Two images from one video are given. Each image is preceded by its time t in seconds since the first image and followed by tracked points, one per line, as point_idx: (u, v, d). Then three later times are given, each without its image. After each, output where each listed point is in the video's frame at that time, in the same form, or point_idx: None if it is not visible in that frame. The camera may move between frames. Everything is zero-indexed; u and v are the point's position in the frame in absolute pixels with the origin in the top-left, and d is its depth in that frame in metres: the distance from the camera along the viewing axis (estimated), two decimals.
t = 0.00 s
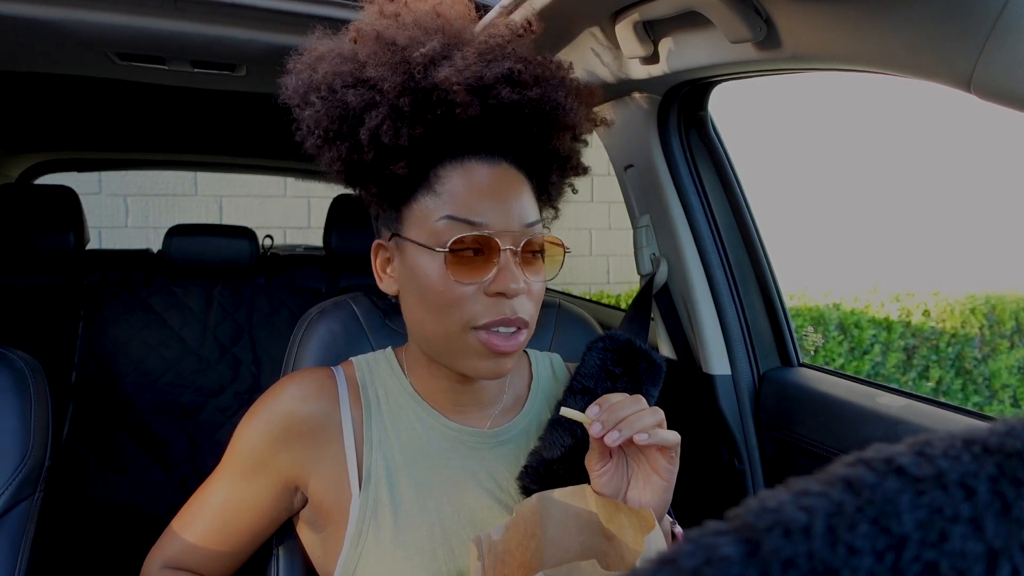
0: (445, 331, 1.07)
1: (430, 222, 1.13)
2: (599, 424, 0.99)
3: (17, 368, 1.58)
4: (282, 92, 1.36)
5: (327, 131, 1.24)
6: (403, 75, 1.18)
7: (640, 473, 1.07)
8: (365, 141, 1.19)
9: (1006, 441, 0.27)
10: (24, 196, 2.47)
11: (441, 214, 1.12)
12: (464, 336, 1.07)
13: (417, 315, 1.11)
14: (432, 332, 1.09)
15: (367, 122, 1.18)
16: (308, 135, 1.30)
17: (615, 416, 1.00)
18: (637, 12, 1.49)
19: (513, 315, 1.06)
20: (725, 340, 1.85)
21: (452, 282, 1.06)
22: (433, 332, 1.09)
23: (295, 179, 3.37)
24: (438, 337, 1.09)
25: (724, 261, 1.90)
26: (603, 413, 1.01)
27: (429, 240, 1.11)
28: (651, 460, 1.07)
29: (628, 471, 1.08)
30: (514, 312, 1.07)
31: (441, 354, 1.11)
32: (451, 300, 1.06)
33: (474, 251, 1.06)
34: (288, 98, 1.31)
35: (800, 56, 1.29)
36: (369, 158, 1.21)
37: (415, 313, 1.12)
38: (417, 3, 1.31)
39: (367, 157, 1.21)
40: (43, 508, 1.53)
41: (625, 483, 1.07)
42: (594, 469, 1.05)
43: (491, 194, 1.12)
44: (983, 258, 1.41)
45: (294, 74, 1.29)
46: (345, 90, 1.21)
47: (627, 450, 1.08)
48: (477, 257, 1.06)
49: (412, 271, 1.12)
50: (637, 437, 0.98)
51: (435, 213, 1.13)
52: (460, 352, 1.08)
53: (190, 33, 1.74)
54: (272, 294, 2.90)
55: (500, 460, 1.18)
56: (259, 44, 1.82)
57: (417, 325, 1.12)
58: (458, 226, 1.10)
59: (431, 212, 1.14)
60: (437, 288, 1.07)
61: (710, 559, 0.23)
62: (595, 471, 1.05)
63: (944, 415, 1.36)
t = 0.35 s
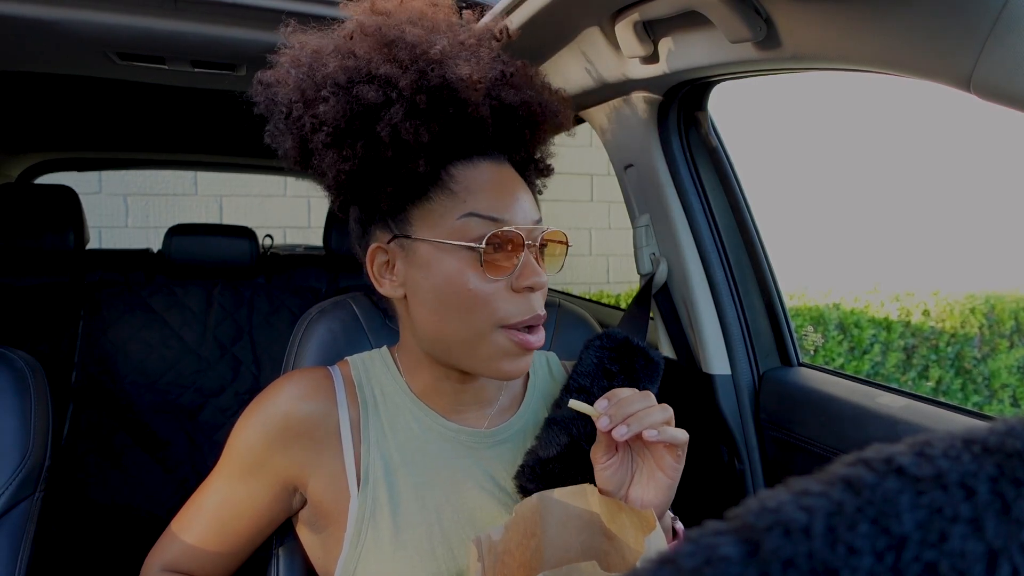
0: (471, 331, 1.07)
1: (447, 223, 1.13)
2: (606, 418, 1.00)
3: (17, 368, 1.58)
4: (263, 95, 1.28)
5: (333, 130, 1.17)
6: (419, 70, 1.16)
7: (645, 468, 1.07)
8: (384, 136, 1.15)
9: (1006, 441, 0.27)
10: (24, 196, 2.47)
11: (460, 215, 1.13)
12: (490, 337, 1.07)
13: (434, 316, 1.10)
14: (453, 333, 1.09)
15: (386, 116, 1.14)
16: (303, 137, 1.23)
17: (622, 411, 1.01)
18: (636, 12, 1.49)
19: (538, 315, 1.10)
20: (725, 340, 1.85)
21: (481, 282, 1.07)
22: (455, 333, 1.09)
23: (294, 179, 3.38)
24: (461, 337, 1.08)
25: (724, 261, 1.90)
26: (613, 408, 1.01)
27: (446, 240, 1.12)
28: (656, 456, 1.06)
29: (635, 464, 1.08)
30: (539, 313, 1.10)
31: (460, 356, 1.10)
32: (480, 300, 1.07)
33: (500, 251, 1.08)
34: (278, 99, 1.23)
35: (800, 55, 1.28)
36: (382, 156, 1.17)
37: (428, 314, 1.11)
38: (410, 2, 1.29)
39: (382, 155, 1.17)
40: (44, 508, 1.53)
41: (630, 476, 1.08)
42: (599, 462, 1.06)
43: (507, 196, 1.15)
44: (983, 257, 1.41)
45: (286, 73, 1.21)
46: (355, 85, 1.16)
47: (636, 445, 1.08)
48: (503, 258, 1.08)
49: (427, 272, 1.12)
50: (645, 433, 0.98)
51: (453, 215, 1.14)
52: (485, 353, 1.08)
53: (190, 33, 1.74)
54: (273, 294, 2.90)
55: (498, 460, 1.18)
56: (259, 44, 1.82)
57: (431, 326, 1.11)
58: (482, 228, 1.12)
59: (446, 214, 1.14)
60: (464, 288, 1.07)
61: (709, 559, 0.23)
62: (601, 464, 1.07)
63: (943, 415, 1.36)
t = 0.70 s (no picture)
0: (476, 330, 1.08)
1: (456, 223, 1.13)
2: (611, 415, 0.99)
3: (17, 368, 1.58)
4: (264, 90, 1.27)
5: (341, 129, 1.17)
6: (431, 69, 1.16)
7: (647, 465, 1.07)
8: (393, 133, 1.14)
9: (1006, 441, 0.27)
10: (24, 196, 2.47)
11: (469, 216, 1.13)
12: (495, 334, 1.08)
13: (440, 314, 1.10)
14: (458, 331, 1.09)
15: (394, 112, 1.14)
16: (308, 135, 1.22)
17: (628, 408, 1.00)
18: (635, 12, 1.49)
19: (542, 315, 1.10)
20: (726, 340, 1.85)
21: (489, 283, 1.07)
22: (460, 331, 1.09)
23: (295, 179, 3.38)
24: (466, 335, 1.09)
25: (724, 261, 1.90)
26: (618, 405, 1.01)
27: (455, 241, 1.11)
28: (659, 454, 1.07)
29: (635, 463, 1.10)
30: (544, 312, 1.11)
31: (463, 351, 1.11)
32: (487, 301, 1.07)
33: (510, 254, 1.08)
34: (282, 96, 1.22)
35: (800, 56, 1.29)
36: (390, 150, 1.17)
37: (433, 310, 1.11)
38: (412, 2, 1.27)
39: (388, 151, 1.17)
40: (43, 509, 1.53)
41: (632, 473, 1.08)
42: (602, 459, 1.07)
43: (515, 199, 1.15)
44: (983, 257, 1.41)
45: (293, 69, 1.21)
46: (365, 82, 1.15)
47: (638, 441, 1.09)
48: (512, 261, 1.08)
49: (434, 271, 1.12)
50: (650, 430, 0.98)
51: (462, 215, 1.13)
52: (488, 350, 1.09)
53: (190, 33, 1.74)
54: (273, 294, 2.89)
55: (498, 461, 1.18)
56: (259, 44, 1.82)
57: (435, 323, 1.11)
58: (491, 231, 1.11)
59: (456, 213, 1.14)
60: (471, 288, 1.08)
61: (709, 559, 0.23)
62: (603, 461, 1.07)
63: (944, 415, 1.36)
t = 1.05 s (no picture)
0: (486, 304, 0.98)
1: (461, 183, 1.04)
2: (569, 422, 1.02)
3: (17, 367, 1.58)
4: (333, 79, 1.32)
5: (413, 78, 1.17)
6: (468, 26, 1.14)
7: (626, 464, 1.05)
8: (434, 92, 1.14)
9: (1006, 440, 0.27)
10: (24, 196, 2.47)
11: (477, 175, 1.04)
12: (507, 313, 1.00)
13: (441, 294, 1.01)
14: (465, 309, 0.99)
15: (434, 71, 1.14)
16: (367, 116, 1.25)
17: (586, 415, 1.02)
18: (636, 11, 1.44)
19: (551, 296, 1.04)
20: (725, 339, 1.84)
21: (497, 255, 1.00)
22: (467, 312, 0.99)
23: (295, 179, 3.37)
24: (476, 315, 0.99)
25: (724, 261, 1.90)
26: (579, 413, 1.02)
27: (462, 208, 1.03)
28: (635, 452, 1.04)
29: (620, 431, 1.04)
30: (550, 291, 1.04)
31: (470, 339, 1.01)
32: (496, 273, 0.99)
33: (520, 216, 1.01)
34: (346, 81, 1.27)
35: (800, 55, 1.29)
36: (433, 112, 1.16)
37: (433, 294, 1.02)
38: None
39: (433, 108, 1.16)
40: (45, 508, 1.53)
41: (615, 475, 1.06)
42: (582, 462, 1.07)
43: (531, 161, 1.07)
44: (983, 255, 1.41)
45: (357, 57, 1.25)
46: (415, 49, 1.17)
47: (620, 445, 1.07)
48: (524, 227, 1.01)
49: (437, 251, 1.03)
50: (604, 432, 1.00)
51: (469, 173, 1.04)
52: (500, 330, 1.00)
53: (189, 33, 1.74)
54: (272, 294, 2.87)
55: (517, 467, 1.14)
56: (259, 44, 1.82)
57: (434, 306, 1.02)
58: (502, 194, 1.03)
59: (464, 172, 1.05)
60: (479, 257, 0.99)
61: (709, 559, 0.24)
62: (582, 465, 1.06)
63: (945, 416, 1.36)
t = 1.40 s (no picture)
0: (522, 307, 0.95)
1: (513, 174, 1.01)
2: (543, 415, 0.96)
3: (18, 368, 1.58)
4: (378, 33, 1.27)
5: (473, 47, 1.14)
6: None
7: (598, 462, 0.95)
8: (499, 66, 1.11)
9: (1005, 441, 0.28)
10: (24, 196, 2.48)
11: (529, 168, 1.01)
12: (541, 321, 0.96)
13: (475, 288, 0.97)
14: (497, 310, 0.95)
15: (504, 43, 1.10)
16: (413, 80, 1.21)
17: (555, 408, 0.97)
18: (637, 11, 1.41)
19: (590, 314, 1.00)
20: (725, 338, 1.82)
21: (542, 258, 0.97)
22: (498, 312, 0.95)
23: (295, 179, 3.38)
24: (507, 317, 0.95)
25: (724, 262, 1.89)
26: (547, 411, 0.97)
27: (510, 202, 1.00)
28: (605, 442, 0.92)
29: (594, 372, 1.02)
30: (589, 308, 1.00)
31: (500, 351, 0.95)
32: (537, 278, 0.96)
33: (572, 220, 0.98)
34: (396, 39, 1.23)
35: (795, 57, 1.30)
36: (495, 86, 1.12)
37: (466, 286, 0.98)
38: None
39: (492, 83, 1.12)
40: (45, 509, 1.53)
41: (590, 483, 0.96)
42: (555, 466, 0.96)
43: (584, 165, 1.04)
44: (983, 258, 1.47)
45: (414, 12, 1.21)
46: (486, 15, 1.13)
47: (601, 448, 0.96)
48: (574, 235, 0.98)
49: (477, 241, 0.99)
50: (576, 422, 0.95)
51: (523, 166, 1.02)
52: (527, 348, 0.95)
53: (190, 33, 1.74)
54: (272, 294, 2.86)
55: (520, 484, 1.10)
56: (259, 44, 1.82)
57: (463, 302, 0.97)
58: (552, 194, 1.00)
59: (517, 163, 1.02)
60: (524, 256, 0.96)
61: (709, 559, 0.24)
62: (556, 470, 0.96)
63: (946, 416, 1.36)
